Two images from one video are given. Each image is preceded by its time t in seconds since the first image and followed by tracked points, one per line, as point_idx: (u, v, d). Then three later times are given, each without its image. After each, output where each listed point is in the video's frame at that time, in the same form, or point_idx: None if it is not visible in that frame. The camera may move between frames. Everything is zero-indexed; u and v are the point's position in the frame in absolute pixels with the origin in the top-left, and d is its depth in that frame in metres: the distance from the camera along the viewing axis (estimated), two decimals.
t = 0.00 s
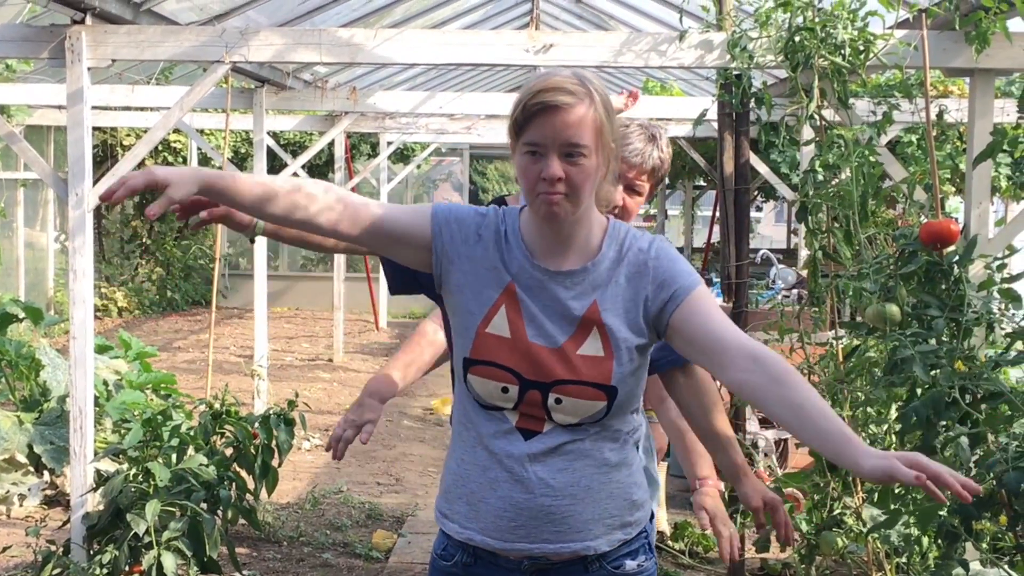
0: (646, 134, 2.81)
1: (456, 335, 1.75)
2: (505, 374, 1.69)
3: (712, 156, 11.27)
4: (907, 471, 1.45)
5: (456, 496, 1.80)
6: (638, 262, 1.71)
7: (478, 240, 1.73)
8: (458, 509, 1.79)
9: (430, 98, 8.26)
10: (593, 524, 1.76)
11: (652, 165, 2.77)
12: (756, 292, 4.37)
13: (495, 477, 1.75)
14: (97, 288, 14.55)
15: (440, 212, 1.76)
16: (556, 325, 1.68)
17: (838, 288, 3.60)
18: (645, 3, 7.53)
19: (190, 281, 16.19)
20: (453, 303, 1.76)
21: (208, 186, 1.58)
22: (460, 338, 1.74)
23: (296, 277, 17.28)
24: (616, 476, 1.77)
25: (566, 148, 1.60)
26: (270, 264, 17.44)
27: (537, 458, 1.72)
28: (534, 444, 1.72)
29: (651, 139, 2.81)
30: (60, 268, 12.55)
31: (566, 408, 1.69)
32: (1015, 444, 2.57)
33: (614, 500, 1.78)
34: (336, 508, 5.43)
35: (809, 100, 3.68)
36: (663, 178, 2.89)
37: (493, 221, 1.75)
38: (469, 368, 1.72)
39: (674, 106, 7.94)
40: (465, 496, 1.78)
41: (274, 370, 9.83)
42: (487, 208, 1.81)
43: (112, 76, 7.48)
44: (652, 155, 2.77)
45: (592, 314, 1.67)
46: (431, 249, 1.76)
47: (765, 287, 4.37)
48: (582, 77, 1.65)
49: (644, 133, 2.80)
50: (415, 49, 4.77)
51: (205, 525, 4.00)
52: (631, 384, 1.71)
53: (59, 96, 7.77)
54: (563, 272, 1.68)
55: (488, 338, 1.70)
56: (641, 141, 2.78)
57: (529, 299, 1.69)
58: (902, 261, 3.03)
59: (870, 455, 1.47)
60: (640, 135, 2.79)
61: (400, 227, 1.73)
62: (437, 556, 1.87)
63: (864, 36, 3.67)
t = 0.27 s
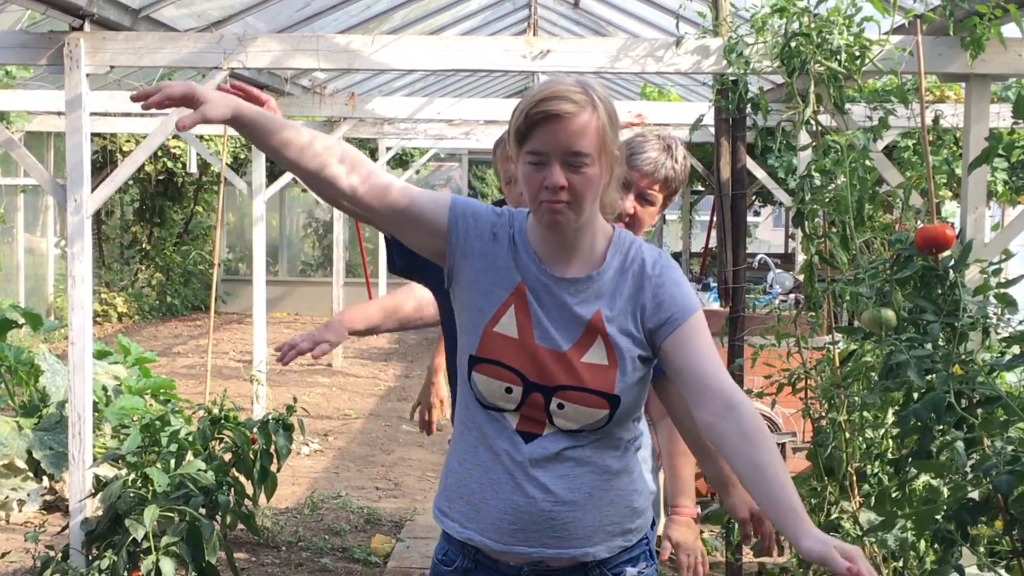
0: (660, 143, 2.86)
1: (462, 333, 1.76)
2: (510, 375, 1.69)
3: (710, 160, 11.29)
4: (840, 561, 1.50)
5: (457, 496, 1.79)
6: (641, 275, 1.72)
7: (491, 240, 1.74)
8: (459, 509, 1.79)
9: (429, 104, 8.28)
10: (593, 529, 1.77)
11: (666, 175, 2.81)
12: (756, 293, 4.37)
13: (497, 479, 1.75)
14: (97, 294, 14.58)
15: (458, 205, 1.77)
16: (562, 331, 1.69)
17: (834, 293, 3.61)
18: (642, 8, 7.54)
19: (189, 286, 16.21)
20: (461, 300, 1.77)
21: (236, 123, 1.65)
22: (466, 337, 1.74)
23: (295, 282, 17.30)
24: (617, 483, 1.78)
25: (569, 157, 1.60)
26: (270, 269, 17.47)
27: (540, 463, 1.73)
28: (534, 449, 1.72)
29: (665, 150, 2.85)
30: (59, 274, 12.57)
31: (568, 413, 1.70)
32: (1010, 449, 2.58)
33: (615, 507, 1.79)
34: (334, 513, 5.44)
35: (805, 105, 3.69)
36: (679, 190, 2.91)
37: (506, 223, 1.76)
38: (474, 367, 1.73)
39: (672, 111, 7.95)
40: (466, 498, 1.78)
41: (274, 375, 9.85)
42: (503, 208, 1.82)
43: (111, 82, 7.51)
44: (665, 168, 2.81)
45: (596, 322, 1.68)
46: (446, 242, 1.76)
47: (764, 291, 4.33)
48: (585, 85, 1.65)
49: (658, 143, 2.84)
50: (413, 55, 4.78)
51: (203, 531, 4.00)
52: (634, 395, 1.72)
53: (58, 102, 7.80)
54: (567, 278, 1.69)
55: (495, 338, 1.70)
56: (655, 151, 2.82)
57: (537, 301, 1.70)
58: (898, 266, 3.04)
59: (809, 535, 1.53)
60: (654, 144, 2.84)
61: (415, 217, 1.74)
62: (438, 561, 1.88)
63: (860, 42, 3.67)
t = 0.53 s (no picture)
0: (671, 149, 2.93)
1: (464, 328, 1.75)
2: (510, 372, 1.68)
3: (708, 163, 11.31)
4: None
5: (455, 490, 1.79)
6: (643, 285, 1.70)
7: (500, 239, 1.74)
8: (454, 503, 1.79)
9: (426, 107, 8.29)
10: (589, 532, 1.75)
11: (673, 181, 2.85)
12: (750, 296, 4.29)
13: (493, 476, 1.74)
14: (95, 298, 14.58)
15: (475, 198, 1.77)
16: (564, 333, 1.68)
17: (829, 295, 3.61)
18: (638, 12, 7.56)
19: (188, 290, 16.21)
20: (465, 296, 1.76)
21: (277, 64, 1.60)
22: (469, 331, 1.74)
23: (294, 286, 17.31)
24: (615, 487, 1.76)
25: (568, 162, 1.59)
26: (269, 273, 17.47)
27: (536, 463, 1.72)
28: (527, 449, 1.72)
29: (675, 157, 2.91)
30: (58, 278, 12.57)
31: (564, 416, 1.68)
32: (1005, 450, 2.59)
33: (612, 511, 1.77)
34: (332, 516, 5.45)
35: (800, 108, 3.70)
36: (687, 200, 2.96)
37: (518, 223, 1.75)
38: (475, 361, 1.72)
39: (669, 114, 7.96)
40: (463, 493, 1.77)
41: (272, 379, 9.86)
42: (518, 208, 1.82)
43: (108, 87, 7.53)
44: (673, 173, 2.85)
45: (598, 329, 1.67)
46: (460, 233, 1.76)
47: (759, 294, 4.23)
48: (584, 90, 1.65)
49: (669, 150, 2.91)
50: (408, 59, 4.80)
51: (201, 534, 3.99)
52: (633, 404, 1.71)
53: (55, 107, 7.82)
54: (568, 282, 1.69)
55: (498, 333, 1.70)
56: (664, 159, 2.88)
57: (541, 300, 1.69)
58: (891, 267, 3.04)
59: None
60: (665, 151, 2.90)
61: (431, 199, 1.73)
62: (437, 562, 1.88)
63: (854, 44, 3.68)
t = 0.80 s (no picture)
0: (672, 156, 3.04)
1: (468, 321, 1.74)
2: (515, 367, 1.68)
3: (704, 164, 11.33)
4: None
5: (453, 484, 1.77)
6: (644, 290, 1.74)
7: (511, 235, 1.75)
8: (452, 497, 1.77)
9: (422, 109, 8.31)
10: (585, 532, 1.75)
11: (673, 186, 2.96)
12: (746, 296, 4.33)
13: (493, 471, 1.73)
14: (93, 300, 14.59)
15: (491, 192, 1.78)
16: (570, 332, 1.70)
17: (824, 294, 3.62)
18: (634, 13, 7.57)
19: (186, 292, 16.22)
20: (470, 289, 1.76)
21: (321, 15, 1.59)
22: (474, 324, 1.73)
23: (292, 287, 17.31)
24: (612, 489, 1.77)
25: (571, 162, 1.60)
26: (267, 274, 17.48)
27: (535, 458, 1.71)
28: (527, 445, 1.71)
29: (677, 163, 3.01)
30: (56, 281, 12.59)
31: (565, 414, 1.69)
32: (998, 449, 2.59)
33: (608, 512, 1.77)
34: (330, 517, 5.46)
35: (794, 109, 3.72)
36: (690, 205, 3.06)
37: (528, 221, 1.76)
38: (479, 354, 1.71)
39: (665, 114, 7.98)
40: (461, 487, 1.76)
41: (270, 380, 9.87)
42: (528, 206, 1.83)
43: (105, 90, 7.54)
44: (672, 178, 2.96)
45: (603, 330, 1.71)
46: (473, 224, 1.77)
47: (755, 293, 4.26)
48: (585, 90, 1.66)
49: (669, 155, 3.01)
50: (404, 61, 4.81)
51: (198, 536, 4.02)
52: (632, 406, 1.74)
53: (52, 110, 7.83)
54: (575, 282, 1.70)
55: (505, 327, 1.69)
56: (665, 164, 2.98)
57: (550, 297, 1.70)
58: (885, 267, 3.05)
59: None
60: (667, 157, 3.01)
61: (448, 184, 1.73)
62: (433, 564, 1.86)
63: (848, 45, 3.69)
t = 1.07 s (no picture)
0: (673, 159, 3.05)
1: (473, 319, 1.75)
2: (519, 365, 1.68)
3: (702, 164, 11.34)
4: None
5: (454, 479, 1.78)
6: (648, 294, 1.75)
7: (519, 235, 1.76)
8: (453, 492, 1.78)
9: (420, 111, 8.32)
10: (585, 532, 1.76)
11: (674, 189, 2.96)
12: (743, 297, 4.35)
13: (495, 468, 1.74)
14: (92, 303, 14.60)
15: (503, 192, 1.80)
16: (576, 332, 1.71)
17: (820, 295, 3.64)
18: (631, 15, 7.58)
19: (185, 294, 16.23)
20: (476, 287, 1.77)
21: None
22: (479, 321, 1.73)
23: (291, 289, 17.32)
24: (611, 490, 1.78)
25: (573, 166, 1.62)
26: (265, 276, 17.49)
27: (537, 457, 1.72)
28: (529, 444, 1.72)
29: (677, 166, 3.03)
30: (54, 283, 12.59)
31: (568, 414, 1.70)
32: (993, 449, 2.60)
33: (608, 513, 1.78)
34: (329, 518, 5.47)
35: (789, 110, 3.73)
36: (690, 211, 3.05)
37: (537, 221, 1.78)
38: (484, 351, 1.71)
39: (662, 115, 7.99)
40: (462, 483, 1.77)
41: (269, 382, 9.87)
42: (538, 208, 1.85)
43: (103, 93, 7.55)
44: (672, 181, 2.96)
45: (608, 332, 1.72)
46: (483, 221, 1.78)
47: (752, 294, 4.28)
48: (588, 95, 1.67)
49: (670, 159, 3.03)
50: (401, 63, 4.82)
51: (196, 537, 4.02)
52: (633, 409, 1.74)
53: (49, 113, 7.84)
54: (581, 283, 1.71)
55: (511, 325, 1.70)
56: (665, 169, 2.99)
57: (557, 297, 1.71)
58: (880, 268, 3.06)
59: None
60: (666, 160, 3.03)
61: (463, 177, 1.75)
62: (433, 564, 1.87)
63: (843, 46, 3.71)
